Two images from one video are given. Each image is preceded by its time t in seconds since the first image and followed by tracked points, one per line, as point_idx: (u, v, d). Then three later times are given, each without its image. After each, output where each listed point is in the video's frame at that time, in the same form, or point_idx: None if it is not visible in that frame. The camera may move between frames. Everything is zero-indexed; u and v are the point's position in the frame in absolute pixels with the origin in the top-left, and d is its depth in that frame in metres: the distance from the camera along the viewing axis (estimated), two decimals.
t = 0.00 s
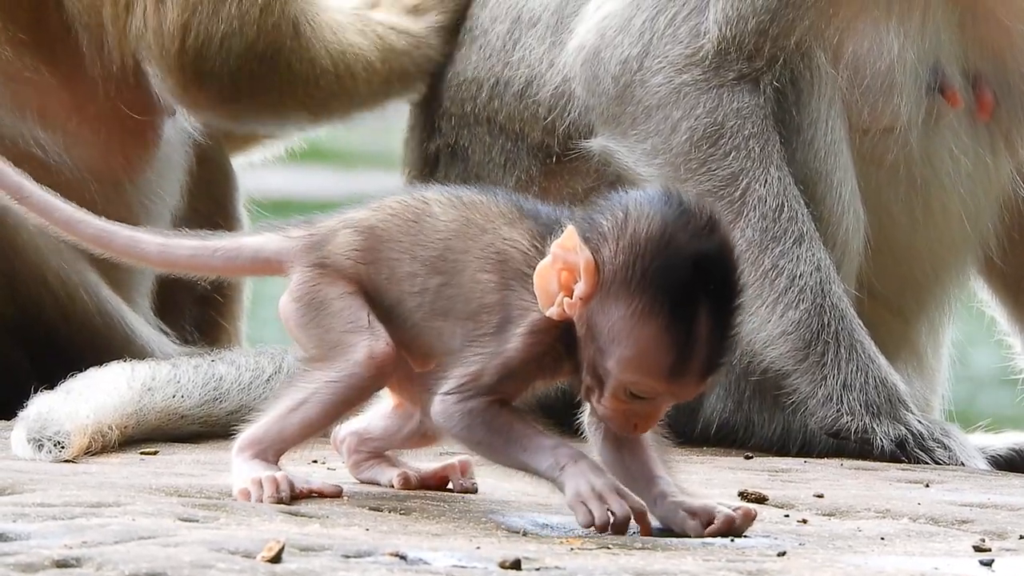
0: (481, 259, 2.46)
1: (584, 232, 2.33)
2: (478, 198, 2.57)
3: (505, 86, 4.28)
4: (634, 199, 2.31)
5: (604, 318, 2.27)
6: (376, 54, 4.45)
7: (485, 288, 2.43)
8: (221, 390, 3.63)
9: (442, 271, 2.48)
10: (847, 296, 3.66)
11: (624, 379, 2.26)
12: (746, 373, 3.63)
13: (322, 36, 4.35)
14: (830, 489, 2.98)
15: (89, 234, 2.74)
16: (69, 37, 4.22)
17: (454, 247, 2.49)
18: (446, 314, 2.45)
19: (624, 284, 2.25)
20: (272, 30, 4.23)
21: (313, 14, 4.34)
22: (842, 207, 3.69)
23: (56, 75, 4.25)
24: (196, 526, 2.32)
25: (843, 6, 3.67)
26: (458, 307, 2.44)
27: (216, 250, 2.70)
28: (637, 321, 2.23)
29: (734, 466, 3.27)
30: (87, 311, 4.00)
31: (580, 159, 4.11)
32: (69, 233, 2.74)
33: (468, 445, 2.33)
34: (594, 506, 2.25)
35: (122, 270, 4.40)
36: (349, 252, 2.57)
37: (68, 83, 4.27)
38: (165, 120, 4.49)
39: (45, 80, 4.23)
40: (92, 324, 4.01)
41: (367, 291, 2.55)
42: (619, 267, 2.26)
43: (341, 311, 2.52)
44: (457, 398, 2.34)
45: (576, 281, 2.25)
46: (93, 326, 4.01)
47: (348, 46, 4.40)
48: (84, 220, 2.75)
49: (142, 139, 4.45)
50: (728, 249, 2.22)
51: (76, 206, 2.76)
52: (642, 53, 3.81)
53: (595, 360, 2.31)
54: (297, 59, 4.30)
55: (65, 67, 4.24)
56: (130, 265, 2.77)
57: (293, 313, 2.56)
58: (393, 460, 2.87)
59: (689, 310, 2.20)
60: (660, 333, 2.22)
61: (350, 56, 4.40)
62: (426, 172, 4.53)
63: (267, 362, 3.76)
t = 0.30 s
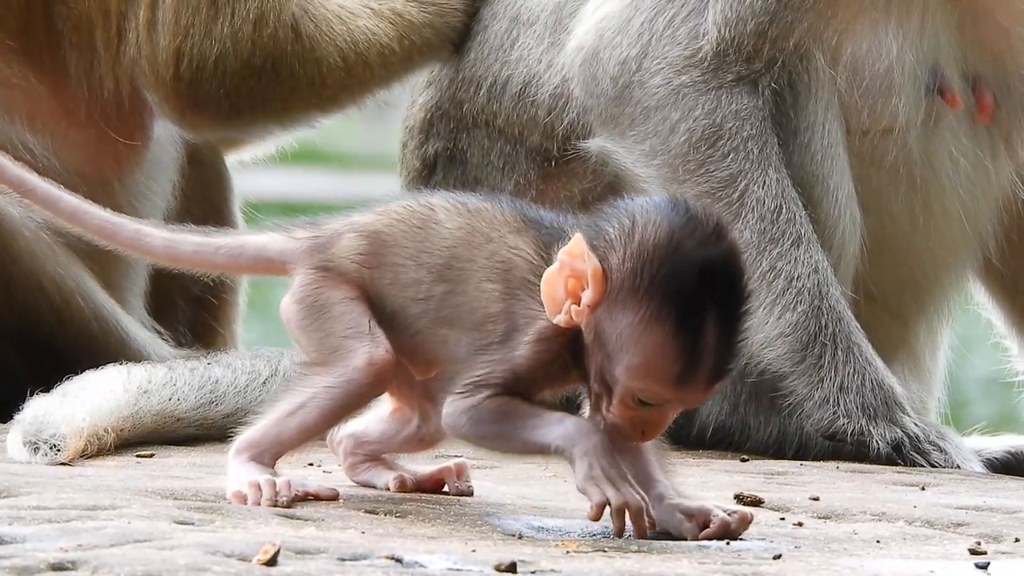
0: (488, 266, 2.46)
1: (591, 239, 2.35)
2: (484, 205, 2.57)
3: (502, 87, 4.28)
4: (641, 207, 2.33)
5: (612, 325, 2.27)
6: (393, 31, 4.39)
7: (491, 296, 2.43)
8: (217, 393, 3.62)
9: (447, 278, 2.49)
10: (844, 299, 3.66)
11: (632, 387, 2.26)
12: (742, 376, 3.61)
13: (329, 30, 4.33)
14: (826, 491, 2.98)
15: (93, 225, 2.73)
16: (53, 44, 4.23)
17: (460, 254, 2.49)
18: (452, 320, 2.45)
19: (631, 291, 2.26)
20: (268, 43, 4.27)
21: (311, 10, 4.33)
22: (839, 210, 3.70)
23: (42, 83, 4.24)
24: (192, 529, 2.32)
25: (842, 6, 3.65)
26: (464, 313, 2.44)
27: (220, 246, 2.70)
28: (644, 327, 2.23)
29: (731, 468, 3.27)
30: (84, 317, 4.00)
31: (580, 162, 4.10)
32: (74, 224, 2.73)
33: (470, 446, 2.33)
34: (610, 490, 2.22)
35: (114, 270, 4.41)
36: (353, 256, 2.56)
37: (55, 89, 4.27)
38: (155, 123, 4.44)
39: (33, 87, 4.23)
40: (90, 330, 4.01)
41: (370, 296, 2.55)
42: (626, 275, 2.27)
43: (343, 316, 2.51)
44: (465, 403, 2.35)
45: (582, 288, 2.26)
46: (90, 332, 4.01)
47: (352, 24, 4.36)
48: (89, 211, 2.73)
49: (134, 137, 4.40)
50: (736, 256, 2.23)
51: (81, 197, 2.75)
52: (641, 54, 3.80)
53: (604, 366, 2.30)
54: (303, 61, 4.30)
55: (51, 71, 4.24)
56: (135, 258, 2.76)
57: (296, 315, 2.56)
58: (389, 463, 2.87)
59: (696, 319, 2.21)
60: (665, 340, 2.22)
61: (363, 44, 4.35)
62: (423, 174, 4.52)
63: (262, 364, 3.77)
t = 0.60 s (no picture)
0: (489, 265, 2.46)
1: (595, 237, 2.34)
2: (486, 207, 2.56)
3: (497, 89, 4.28)
4: (648, 207, 2.32)
5: (616, 323, 2.28)
6: (401, 20, 4.36)
7: (492, 296, 2.43)
8: (212, 393, 3.62)
9: (449, 278, 2.48)
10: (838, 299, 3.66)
11: (635, 385, 2.27)
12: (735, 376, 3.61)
13: (333, 25, 4.32)
14: (821, 493, 2.98)
15: (95, 219, 2.74)
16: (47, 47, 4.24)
17: (462, 254, 2.49)
18: (454, 321, 2.45)
19: (637, 290, 2.27)
20: (268, 42, 4.26)
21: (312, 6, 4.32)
22: (833, 211, 3.70)
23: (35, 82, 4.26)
24: (186, 530, 2.32)
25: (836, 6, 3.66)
26: (465, 313, 2.44)
27: (220, 243, 2.70)
28: (649, 324, 2.25)
29: (725, 469, 3.27)
30: (77, 316, 4.00)
31: (575, 166, 4.11)
32: (74, 218, 2.74)
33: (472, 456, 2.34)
34: (634, 491, 2.19)
35: (108, 269, 4.42)
36: (353, 256, 2.56)
37: (48, 90, 4.29)
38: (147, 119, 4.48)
39: (24, 87, 4.25)
40: (83, 328, 4.01)
41: (369, 296, 2.55)
42: (632, 271, 2.27)
43: (341, 315, 2.52)
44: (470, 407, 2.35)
45: (587, 285, 2.27)
46: (84, 331, 4.01)
47: (357, 17, 4.35)
48: (89, 205, 2.75)
49: (127, 139, 4.43)
50: (740, 257, 2.24)
51: (82, 192, 2.76)
52: (635, 56, 3.80)
53: (606, 364, 2.31)
54: (307, 58, 4.29)
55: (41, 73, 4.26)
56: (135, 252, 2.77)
57: (294, 313, 2.56)
58: (383, 463, 2.87)
59: (700, 320, 2.23)
60: (669, 339, 2.24)
61: (368, 38, 4.32)
62: (419, 174, 4.53)
63: (257, 365, 3.75)
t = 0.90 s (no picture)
0: (491, 264, 2.45)
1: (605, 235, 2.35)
2: (490, 206, 2.56)
3: (492, 90, 4.28)
4: (656, 205, 2.34)
5: (618, 319, 2.29)
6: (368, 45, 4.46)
7: (495, 294, 2.42)
8: (208, 391, 3.62)
9: (451, 276, 2.48)
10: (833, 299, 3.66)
11: (634, 381, 2.27)
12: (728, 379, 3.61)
13: (308, 36, 4.38)
14: (817, 493, 2.98)
15: (89, 213, 2.73)
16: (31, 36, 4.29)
17: (465, 254, 2.49)
18: (456, 319, 2.45)
19: (643, 287, 2.27)
20: (244, 42, 4.28)
21: (290, 15, 4.36)
22: (830, 210, 3.70)
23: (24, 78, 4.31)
24: (183, 528, 2.32)
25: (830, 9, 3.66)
26: (467, 312, 2.44)
27: (217, 240, 2.71)
28: (653, 321, 2.25)
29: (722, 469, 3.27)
30: (74, 313, 4.01)
31: (569, 164, 4.11)
32: (68, 211, 2.73)
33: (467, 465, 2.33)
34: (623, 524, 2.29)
35: (101, 265, 4.43)
36: (355, 254, 2.56)
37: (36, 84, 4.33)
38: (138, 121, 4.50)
39: (11, 80, 4.29)
40: (80, 325, 4.02)
41: (370, 294, 2.55)
42: (637, 270, 2.29)
43: (340, 314, 2.52)
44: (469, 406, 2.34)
45: (593, 281, 2.26)
46: (80, 328, 4.02)
47: (328, 38, 4.40)
48: (82, 199, 2.74)
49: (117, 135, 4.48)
50: (745, 259, 2.25)
51: (75, 185, 2.75)
52: (628, 58, 3.80)
53: (606, 360, 2.32)
54: (280, 62, 4.34)
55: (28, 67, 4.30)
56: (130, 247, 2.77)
57: (292, 311, 2.55)
58: (380, 461, 2.87)
59: (703, 319, 2.23)
60: (671, 337, 2.24)
61: (337, 53, 4.41)
62: (415, 173, 4.53)
63: (253, 363, 3.76)
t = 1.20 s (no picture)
0: (493, 268, 2.44)
1: (609, 238, 2.35)
2: (494, 208, 2.55)
3: (493, 88, 4.28)
4: (661, 207, 2.33)
5: (622, 319, 2.29)
6: (391, 20, 4.36)
7: (497, 295, 2.41)
8: (207, 392, 3.62)
9: (455, 276, 2.48)
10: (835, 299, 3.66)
11: (636, 381, 2.27)
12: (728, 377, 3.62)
13: (321, 23, 4.33)
14: (816, 493, 2.98)
15: (82, 212, 2.74)
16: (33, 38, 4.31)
17: (467, 255, 2.48)
18: (458, 320, 2.45)
19: (648, 284, 2.27)
20: (255, 38, 4.29)
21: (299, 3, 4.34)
22: (829, 211, 3.69)
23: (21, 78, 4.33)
24: (181, 529, 2.32)
25: (833, 7, 3.66)
26: (469, 313, 2.44)
27: (212, 240, 2.71)
28: (654, 322, 2.25)
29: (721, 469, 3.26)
30: (73, 315, 4.01)
31: (569, 162, 4.09)
32: (61, 209, 2.74)
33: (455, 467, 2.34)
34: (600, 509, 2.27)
35: (99, 264, 4.43)
36: (357, 256, 2.56)
37: (33, 85, 4.35)
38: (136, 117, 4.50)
39: (8, 80, 4.31)
40: (79, 328, 4.01)
41: (371, 296, 2.55)
42: (643, 268, 2.28)
43: (341, 316, 2.52)
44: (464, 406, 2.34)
45: (597, 282, 2.25)
46: (80, 330, 4.02)
47: (347, 18, 4.35)
48: (75, 197, 2.74)
49: (115, 134, 4.46)
50: (750, 259, 2.23)
51: (68, 183, 2.75)
52: (633, 54, 3.80)
53: (611, 360, 2.32)
54: (292, 52, 4.31)
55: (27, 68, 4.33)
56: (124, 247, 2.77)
57: (293, 313, 2.55)
58: (378, 463, 2.86)
59: (705, 318, 2.22)
60: (673, 338, 2.24)
61: (358, 37, 4.33)
62: (415, 174, 4.53)
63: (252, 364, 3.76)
